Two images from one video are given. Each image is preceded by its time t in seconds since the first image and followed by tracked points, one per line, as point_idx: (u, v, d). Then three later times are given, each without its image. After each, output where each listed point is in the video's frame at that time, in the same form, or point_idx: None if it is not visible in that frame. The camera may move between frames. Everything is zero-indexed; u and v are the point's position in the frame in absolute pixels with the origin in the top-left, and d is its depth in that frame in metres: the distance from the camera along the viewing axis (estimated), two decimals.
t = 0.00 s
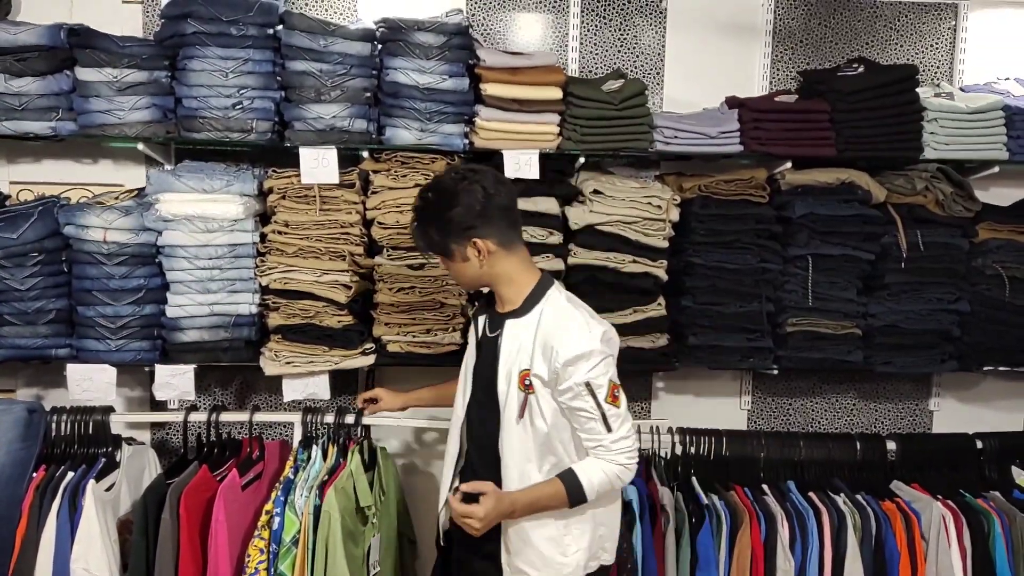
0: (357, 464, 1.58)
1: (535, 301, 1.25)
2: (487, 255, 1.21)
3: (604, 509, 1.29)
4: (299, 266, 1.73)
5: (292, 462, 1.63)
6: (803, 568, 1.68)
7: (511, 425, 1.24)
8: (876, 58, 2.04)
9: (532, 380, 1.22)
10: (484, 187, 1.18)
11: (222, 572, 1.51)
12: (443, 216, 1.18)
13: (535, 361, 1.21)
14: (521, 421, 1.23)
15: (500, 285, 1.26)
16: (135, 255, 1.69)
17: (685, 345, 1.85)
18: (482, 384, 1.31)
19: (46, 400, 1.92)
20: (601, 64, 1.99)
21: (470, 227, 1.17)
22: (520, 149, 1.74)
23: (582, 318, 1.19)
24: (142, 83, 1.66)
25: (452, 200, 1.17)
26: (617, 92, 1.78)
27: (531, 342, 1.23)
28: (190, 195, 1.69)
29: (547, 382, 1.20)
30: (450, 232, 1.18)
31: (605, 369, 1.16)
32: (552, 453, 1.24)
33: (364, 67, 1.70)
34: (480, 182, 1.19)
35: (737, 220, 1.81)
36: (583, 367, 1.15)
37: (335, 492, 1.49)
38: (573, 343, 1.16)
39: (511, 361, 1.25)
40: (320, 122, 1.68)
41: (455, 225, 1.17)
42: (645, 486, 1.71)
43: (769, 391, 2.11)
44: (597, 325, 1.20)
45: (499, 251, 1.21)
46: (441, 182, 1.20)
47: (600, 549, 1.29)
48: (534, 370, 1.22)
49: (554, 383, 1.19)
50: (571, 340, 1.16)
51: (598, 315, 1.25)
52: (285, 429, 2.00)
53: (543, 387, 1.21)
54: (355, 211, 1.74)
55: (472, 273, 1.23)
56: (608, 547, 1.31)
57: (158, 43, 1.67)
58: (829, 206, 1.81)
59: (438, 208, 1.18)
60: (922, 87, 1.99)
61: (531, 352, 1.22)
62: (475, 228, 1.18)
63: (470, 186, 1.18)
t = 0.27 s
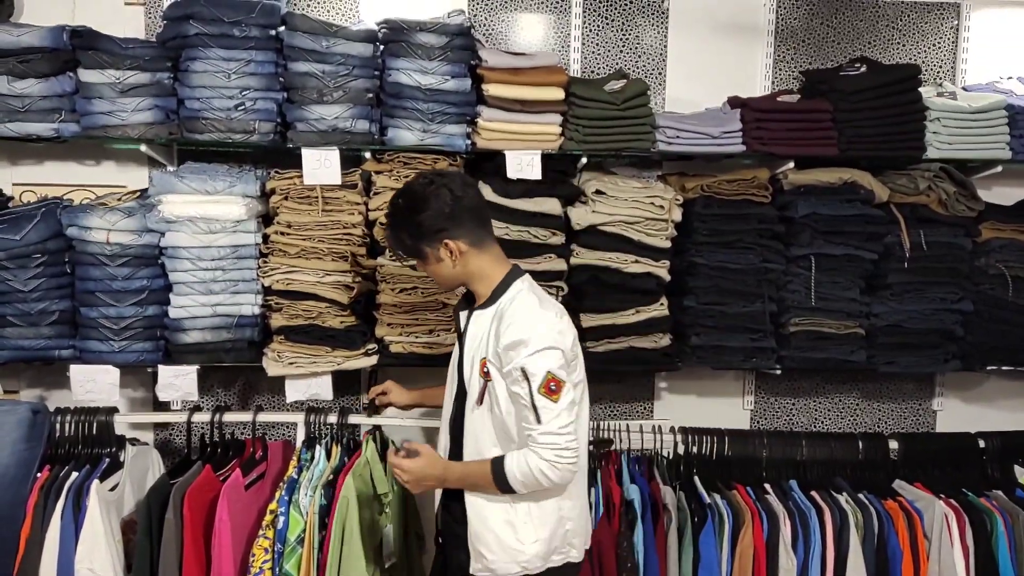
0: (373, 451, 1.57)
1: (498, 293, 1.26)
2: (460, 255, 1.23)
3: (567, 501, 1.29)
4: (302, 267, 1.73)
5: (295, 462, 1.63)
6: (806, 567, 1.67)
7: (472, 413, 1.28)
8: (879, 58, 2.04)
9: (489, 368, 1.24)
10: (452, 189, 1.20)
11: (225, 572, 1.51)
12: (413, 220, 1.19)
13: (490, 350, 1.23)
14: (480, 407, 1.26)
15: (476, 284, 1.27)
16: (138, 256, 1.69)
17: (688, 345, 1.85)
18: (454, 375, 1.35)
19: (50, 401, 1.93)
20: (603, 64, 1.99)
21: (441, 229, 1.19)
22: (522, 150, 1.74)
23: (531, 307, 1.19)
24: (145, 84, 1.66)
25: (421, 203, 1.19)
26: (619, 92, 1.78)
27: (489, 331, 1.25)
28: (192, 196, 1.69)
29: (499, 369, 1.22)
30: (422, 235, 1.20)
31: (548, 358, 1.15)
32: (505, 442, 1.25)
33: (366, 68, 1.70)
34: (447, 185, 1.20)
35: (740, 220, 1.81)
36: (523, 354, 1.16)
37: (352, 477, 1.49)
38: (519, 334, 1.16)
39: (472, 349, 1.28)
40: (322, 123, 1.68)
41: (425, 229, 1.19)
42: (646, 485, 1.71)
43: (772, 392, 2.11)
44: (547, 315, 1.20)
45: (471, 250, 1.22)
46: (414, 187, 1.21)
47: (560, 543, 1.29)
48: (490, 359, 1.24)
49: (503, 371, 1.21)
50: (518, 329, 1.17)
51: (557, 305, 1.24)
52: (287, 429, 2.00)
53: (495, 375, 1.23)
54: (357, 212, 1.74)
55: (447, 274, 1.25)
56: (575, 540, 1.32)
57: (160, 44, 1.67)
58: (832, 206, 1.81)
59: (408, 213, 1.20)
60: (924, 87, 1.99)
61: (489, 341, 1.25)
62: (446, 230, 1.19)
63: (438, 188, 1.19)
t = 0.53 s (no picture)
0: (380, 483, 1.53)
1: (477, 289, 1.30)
2: (454, 255, 1.24)
3: (533, 497, 1.27)
4: (306, 267, 1.73)
5: (299, 462, 1.63)
6: (811, 568, 1.67)
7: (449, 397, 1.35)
8: (883, 58, 2.04)
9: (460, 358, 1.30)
10: (441, 191, 1.20)
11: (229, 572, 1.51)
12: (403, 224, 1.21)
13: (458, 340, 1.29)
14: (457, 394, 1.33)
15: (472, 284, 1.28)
16: (143, 256, 1.69)
17: (691, 345, 1.85)
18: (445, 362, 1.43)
19: (54, 401, 1.93)
20: (606, 64, 1.99)
21: (434, 230, 1.20)
22: (526, 149, 1.74)
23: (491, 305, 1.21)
24: (149, 84, 1.66)
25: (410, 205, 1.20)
26: (623, 92, 1.78)
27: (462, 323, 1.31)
28: (196, 196, 1.69)
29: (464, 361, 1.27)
30: (416, 238, 1.21)
31: (491, 356, 1.17)
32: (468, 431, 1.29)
33: (370, 68, 1.70)
34: (436, 187, 1.21)
35: (743, 220, 1.81)
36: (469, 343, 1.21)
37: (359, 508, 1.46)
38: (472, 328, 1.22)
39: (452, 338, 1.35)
40: (326, 123, 1.68)
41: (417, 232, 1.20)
42: (650, 486, 1.72)
43: (775, 392, 2.10)
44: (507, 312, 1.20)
45: (465, 250, 1.23)
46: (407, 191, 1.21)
47: (526, 540, 1.28)
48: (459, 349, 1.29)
49: (465, 361, 1.26)
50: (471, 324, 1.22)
51: (530, 306, 1.23)
52: (291, 429, 2.01)
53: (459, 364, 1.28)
54: (361, 212, 1.74)
55: (443, 275, 1.26)
56: (542, 539, 1.29)
57: (165, 45, 1.67)
58: (836, 206, 1.81)
59: (400, 217, 1.21)
60: (928, 86, 1.98)
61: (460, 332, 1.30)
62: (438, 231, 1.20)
63: (428, 190, 1.20)
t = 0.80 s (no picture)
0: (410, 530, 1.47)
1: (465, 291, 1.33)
2: (452, 259, 1.24)
3: (518, 492, 1.27)
4: (308, 268, 1.73)
5: (301, 464, 1.63)
6: (813, 570, 1.67)
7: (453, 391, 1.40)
8: (885, 60, 2.04)
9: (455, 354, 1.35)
10: (438, 194, 1.22)
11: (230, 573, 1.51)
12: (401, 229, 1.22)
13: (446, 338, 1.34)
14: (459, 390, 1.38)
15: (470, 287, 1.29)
16: (145, 257, 1.70)
17: (693, 347, 1.85)
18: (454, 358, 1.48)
19: (56, 401, 1.94)
20: (608, 66, 1.99)
21: (431, 235, 1.21)
22: (528, 151, 1.74)
23: (458, 310, 1.22)
24: (152, 86, 1.66)
25: (407, 209, 1.21)
26: (625, 94, 1.78)
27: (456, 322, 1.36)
28: (199, 198, 1.70)
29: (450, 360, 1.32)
30: (413, 243, 1.22)
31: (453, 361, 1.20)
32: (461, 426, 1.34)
33: (373, 70, 1.70)
34: (433, 191, 1.22)
35: (745, 222, 1.81)
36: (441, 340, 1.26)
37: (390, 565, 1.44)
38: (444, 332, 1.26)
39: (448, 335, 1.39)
40: (328, 125, 1.68)
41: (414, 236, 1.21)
42: (652, 488, 1.72)
43: (777, 394, 2.10)
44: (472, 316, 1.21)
45: (463, 253, 1.24)
46: (404, 196, 1.22)
47: (517, 535, 1.26)
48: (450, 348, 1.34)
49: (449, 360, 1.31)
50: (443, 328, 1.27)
51: (500, 312, 1.21)
52: (293, 431, 2.01)
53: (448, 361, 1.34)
54: (363, 214, 1.75)
55: (441, 279, 1.27)
56: (533, 535, 1.27)
57: (168, 47, 1.68)
58: (838, 208, 1.81)
59: (398, 222, 1.22)
60: (931, 89, 1.98)
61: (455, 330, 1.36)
62: (435, 235, 1.21)
63: (425, 195, 1.21)
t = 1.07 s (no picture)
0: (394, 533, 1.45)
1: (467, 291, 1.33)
2: (458, 259, 1.24)
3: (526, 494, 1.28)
4: (307, 268, 1.73)
5: (300, 465, 1.63)
6: (813, 571, 1.67)
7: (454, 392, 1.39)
8: (884, 60, 2.04)
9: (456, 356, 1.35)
10: (445, 195, 1.21)
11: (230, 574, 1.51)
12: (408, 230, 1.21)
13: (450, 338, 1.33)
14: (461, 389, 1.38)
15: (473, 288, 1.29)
16: (145, 257, 1.70)
17: (693, 347, 1.85)
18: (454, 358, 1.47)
19: (56, 401, 1.94)
20: (608, 66, 1.99)
21: (438, 236, 1.21)
22: (528, 151, 1.74)
23: (468, 309, 1.22)
24: (152, 86, 1.67)
25: (416, 210, 1.20)
26: (625, 94, 1.78)
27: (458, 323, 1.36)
28: (198, 198, 1.70)
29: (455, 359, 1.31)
30: (419, 244, 1.21)
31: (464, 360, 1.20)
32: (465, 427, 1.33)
33: (373, 70, 1.70)
34: (439, 191, 1.22)
35: (745, 222, 1.81)
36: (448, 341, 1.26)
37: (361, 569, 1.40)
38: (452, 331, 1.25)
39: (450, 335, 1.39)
40: (328, 124, 1.68)
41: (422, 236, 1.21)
42: (652, 489, 1.72)
43: (777, 394, 2.10)
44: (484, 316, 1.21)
45: (469, 254, 1.24)
46: (411, 196, 1.21)
47: (524, 537, 1.27)
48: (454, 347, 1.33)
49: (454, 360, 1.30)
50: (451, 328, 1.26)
51: (509, 311, 1.22)
52: (292, 431, 2.01)
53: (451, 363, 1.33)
54: (363, 213, 1.75)
55: (445, 280, 1.26)
56: (540, 536, 1.28)
57: (168, 46, 1.68)
58: (837, 208, 1.81)
59: (402, 223, 1.21)
60: (930, 89, 1.98)
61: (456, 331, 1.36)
62: (444, 236, 1.21)
63: (431, 195, 1.21)
